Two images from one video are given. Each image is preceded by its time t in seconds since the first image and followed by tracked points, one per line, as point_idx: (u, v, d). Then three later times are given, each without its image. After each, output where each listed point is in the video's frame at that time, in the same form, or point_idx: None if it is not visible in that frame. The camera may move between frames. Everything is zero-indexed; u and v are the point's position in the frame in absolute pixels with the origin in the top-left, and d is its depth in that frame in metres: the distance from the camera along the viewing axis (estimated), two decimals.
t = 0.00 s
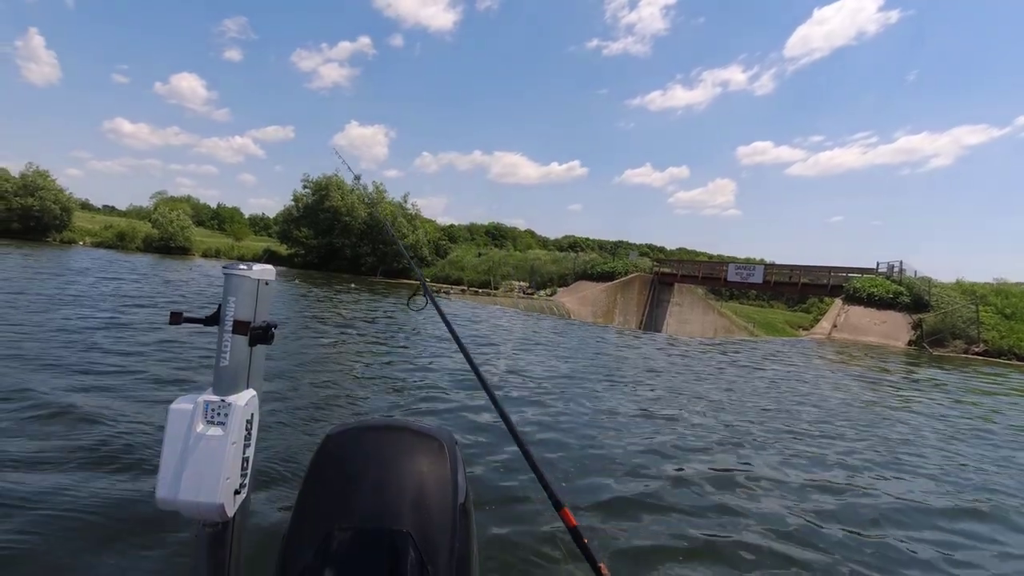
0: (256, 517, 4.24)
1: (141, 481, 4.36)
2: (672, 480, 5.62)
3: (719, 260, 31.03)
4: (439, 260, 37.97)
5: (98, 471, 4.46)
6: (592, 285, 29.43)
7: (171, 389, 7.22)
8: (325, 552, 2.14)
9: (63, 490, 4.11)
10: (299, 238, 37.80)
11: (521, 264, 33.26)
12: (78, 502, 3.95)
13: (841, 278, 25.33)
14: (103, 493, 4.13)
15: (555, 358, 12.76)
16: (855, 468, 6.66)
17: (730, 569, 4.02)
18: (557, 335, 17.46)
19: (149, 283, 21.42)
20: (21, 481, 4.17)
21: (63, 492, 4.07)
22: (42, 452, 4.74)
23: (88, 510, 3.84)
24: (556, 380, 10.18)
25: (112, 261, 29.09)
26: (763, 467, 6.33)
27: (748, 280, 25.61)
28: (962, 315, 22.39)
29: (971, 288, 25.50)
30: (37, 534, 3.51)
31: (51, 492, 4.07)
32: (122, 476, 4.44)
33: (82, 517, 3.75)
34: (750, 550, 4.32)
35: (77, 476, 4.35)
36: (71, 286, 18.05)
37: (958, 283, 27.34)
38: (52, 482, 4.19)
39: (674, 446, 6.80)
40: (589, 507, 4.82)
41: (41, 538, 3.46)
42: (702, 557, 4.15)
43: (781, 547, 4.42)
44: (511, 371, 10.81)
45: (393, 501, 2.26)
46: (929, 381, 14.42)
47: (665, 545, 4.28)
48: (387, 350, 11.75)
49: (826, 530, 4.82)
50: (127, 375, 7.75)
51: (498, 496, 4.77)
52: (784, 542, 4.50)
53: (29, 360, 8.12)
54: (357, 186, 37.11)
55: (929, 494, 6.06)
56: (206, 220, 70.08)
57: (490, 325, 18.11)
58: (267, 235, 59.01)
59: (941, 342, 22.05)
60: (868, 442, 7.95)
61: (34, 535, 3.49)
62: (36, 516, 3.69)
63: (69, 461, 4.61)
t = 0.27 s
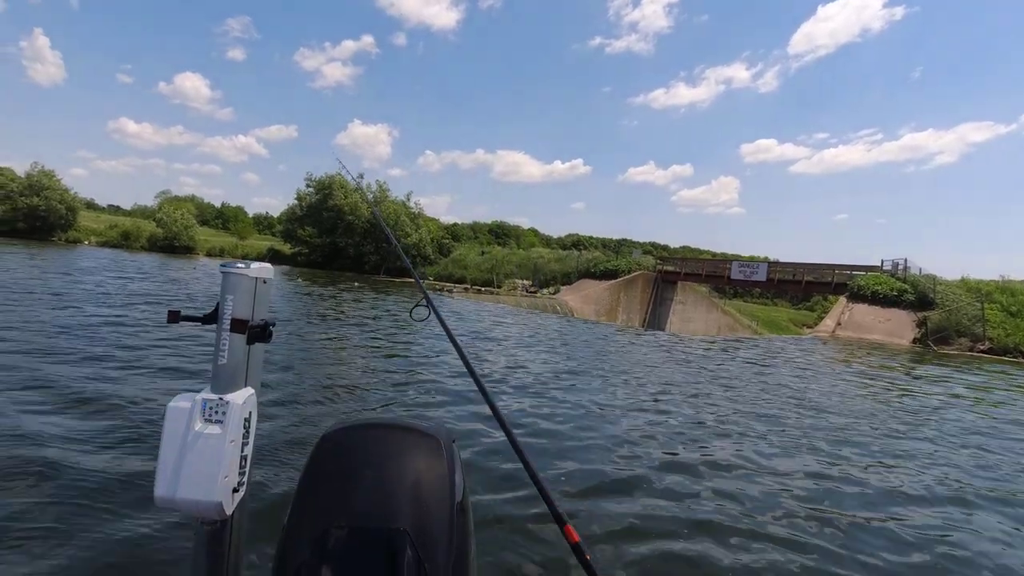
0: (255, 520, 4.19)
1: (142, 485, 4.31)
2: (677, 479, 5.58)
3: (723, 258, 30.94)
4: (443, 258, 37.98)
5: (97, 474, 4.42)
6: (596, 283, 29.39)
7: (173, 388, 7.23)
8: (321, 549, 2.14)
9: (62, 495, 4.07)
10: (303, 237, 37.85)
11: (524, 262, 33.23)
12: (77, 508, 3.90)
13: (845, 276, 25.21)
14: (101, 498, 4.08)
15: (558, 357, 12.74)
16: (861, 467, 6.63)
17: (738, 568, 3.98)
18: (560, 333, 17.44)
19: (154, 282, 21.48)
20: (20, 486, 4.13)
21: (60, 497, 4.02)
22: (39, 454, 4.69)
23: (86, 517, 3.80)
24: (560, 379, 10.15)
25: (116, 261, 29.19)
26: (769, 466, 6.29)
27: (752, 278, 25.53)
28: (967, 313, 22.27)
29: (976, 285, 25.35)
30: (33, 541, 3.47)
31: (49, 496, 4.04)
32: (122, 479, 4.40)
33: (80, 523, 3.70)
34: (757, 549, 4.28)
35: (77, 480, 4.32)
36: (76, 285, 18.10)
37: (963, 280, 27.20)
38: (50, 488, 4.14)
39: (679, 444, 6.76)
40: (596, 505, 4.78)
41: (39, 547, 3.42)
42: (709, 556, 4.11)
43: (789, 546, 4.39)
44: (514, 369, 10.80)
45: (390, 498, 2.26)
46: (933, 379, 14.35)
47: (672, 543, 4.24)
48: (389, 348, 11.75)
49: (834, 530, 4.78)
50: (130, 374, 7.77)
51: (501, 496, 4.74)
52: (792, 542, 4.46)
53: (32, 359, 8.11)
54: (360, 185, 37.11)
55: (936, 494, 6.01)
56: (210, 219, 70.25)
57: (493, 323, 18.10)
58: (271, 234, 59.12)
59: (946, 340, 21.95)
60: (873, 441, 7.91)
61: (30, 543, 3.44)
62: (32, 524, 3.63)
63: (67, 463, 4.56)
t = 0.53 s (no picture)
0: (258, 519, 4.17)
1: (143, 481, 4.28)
2: (682, 478, 5.55)
3: (726, 257, 30.87)
4: (446, 257, 38.00)
5: (99, 470, 4.40)
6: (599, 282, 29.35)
7: (175, 386, 7.23)
8: (319, 548, 2.14)
9: (62, 490, 4.04)
10: (306, 237, 37.90)
11: (527, 261, 33.22)
12: (77, 503, 3.87)
13: (849, 274, 25.11)
14: (103, 493, 4.06)
15: (561, 355, 12.72)
16: (867, 464, 6.59)
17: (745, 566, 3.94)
18: (564, 332, 17.41)
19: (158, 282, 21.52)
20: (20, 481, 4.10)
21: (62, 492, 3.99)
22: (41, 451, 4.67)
23: (86, 512, 3.76)
24: (564, 378, 10.14)
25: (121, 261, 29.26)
26: (775, 463, 6.25)
27: (755, 277, 25.46)
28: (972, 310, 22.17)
29: (981, 282, 25.22)
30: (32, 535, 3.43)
31: (50, 491, 4.01)
32: (124, 475, 4.37)
33: (81, 518, 3.67)
34: (764, 546, 4.25)
35: (77, 476, 4.29)
36: (80, 285, 18.14)
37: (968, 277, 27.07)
38: (51, 483, 4.12)
39: (683, 442, 6.73)
40: (601, 505, 4.75)
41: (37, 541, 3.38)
42: (716, 555, 4.08)
43: (797, 544, 4.35)
44: (516, 367, 10.78)
45: (388, 497, 2.25)
46: (938, 377, 14.29)
47: (678, 542, 4.20)
48: (392, 347, 11.74)
49: (841, 528, 4.74)
50: (132, 373, 7.77)
51: (505, 494, 4.72)
52: (800, 540, 4.43)
53: (35, 358, 8.11)
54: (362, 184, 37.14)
55: (944, 491, 5.97)
56: (214, 219, 70.42)
57: (497, 322, 18.09)
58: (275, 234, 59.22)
59: (950, 338, 21.92)
60: (879, 438, 7.87)
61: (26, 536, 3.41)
62: (32, 518, 3.61)
63: (68, 461, 4.54)
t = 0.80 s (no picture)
0: (261, 514, 4.17)
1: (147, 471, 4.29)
2: (685, 478, 5.54)
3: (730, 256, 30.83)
4: (449, 257, 38.05)
5: (102, 462, 4.41)
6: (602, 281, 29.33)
7: (179, 383, 7.25)
8: (318, 546, 2.15)
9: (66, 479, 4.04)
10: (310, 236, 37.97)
11: (531, 260, 33.26)
12: (81, 492, 3.88)
13: (853, 273, 25.04)
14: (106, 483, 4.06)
15: (563, 354, 12.74)
16: (871, 466, 6.58)
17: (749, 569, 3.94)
18: (567, 331, 17.43)
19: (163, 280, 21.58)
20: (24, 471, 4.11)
21: (65, 483, 4.00)
22: (45, 442, 4.68)
23: (90, 501, 3.77)
24: (567, 376, 10.15)
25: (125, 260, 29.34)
26: (779, 464, 6.24)
27: (759, 276, 25.40)
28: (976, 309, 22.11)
29: (986, 281, 25.14)
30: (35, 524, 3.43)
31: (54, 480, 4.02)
32: (127, 466, 4.38)
33: (85, 508, 3.68)
34: (767, 549, 4.25)
35: (81, 466, 4.30)
36: (85, 284, 18.19)
37: (973, 277, 26.97)
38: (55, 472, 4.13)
39: (684, 441, 6.73)
40: (601, 502, 4.75)
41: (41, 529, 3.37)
42: (719, 557, 4.07)
43: (800, 547, 4.34)
44: (518, 366, 10.78)
45: (388, 496, 2.26)
46: (943, 376, 14.25)
47: (681, 545, 4.20)
48: (395, 346, 11.75)
49: (846, 531, 4.73)
50: (136, 368, 7.79)
51: (508, 494, 4.72)
52: (803, 542, 4.42)
53: (41, 354, 8.15)
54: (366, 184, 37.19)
55: (948, 493, 5.96)
56: (218, 219, 70.57)
57: (500, 322, 18.12)
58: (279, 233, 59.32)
59: (955, 338, 21.87)
60: (883, 439, 7.86)
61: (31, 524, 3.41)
62: (37, 506, 3.61)
63: (73, 451, 4.56)
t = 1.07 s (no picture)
0: (263, 516, 4.15)
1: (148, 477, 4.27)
2: (690, 474, 5.51)
3: (733, 255, 30.73)
4: (452, 256, 38.03)
5: (104, 466, 4.40)
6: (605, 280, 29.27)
7: (181, 383, 7.25)
8: (319, 545, 2.15)
9: (66, 486, 4.03)
10: (313, 235, 38.00)
11: (534, 259, 33.23)
12: (81, 500, 3.86)
13: (857, 272, 24.95)
14: (106, 489, 4.05)
15: (566, 353, 12.71)
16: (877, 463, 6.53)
17: (755, 564, 3.89)
18: (570, 329, 17.40)
19: (167, 280, 21.61)
20: (24, 477, 4.10)
21: (65, 488, 3.99)
22: (44, 446, 4.67)
23: (90, 509, 3.75)
24: (570, 375, 10.12)
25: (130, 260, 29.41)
26: (784, 461, 6.19)
27: (763, 274, 25.32)
28: (981, 307, 22.01)
29: (991, 280, 25.02)
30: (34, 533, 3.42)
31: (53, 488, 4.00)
32: (128, 470, 4.37)
33: (85, 515, 3.67)
34: (773, 545, 4.20)
35: (81, 471, 4.28)
36: (89, 283, 18.22)
37: (977, 275, 26.85)
38: (55, 479, 4.11)
39: (686, 439, 6.71)
40: (602, 499, 4.72)
41: (41, 538, 3.37)
42: (725, 553, 4.03)
43: (808, 541, 4.30)
44: (521, 366, 10.76)
45: (388, 494, 2.25)
46: (947, 375, 14.18)
47: (687, 539, 4.16)
48: (397, 345, 11.74)
49: (853, 526, 4.68)
50: (139, 368, 7.79)
51: (512, 493, 4.69)
52: (810, 537, 4.38)
53: (44, 354, 8.15)
54: (369, 183, 37.20)
55: (956, 490, 5.90)
56: (222, 219, 70.71)
57: (503, 321, 18.08)
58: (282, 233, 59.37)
59: (959, 336, 21.78)
60: (889, 437, 7.81)
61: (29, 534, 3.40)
62: (36, 516, 3.59)
63: (73, 456, 4.55)
